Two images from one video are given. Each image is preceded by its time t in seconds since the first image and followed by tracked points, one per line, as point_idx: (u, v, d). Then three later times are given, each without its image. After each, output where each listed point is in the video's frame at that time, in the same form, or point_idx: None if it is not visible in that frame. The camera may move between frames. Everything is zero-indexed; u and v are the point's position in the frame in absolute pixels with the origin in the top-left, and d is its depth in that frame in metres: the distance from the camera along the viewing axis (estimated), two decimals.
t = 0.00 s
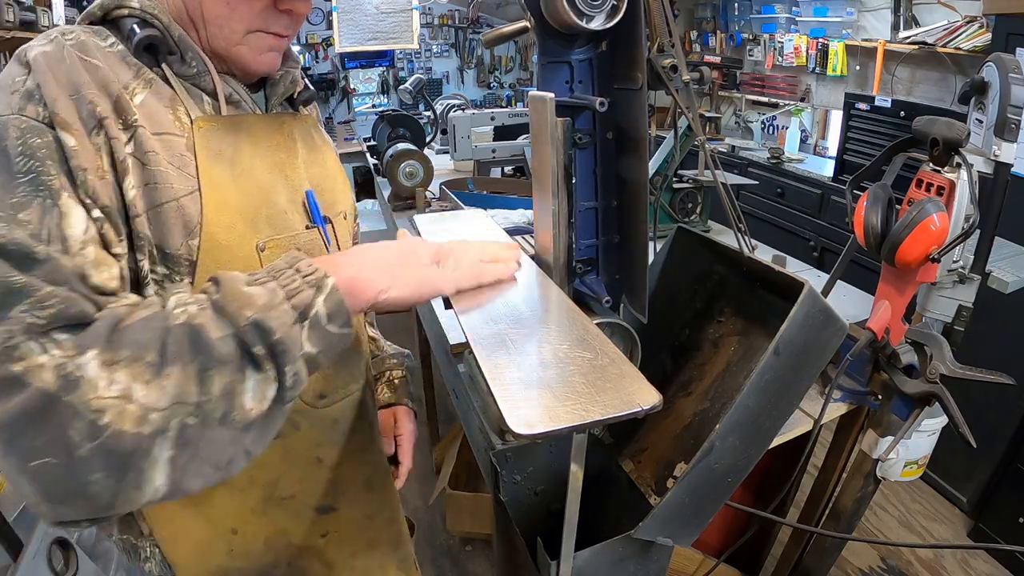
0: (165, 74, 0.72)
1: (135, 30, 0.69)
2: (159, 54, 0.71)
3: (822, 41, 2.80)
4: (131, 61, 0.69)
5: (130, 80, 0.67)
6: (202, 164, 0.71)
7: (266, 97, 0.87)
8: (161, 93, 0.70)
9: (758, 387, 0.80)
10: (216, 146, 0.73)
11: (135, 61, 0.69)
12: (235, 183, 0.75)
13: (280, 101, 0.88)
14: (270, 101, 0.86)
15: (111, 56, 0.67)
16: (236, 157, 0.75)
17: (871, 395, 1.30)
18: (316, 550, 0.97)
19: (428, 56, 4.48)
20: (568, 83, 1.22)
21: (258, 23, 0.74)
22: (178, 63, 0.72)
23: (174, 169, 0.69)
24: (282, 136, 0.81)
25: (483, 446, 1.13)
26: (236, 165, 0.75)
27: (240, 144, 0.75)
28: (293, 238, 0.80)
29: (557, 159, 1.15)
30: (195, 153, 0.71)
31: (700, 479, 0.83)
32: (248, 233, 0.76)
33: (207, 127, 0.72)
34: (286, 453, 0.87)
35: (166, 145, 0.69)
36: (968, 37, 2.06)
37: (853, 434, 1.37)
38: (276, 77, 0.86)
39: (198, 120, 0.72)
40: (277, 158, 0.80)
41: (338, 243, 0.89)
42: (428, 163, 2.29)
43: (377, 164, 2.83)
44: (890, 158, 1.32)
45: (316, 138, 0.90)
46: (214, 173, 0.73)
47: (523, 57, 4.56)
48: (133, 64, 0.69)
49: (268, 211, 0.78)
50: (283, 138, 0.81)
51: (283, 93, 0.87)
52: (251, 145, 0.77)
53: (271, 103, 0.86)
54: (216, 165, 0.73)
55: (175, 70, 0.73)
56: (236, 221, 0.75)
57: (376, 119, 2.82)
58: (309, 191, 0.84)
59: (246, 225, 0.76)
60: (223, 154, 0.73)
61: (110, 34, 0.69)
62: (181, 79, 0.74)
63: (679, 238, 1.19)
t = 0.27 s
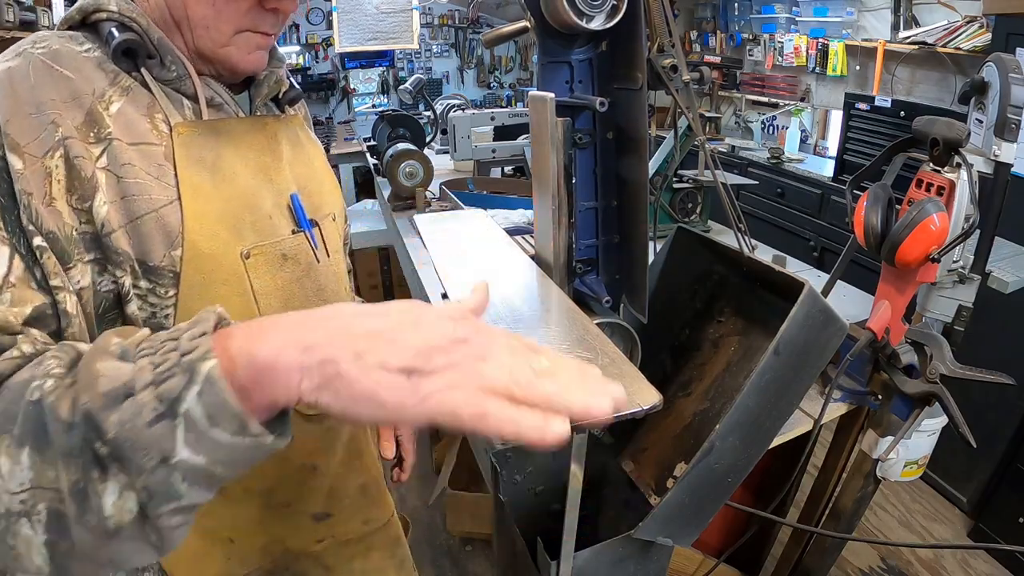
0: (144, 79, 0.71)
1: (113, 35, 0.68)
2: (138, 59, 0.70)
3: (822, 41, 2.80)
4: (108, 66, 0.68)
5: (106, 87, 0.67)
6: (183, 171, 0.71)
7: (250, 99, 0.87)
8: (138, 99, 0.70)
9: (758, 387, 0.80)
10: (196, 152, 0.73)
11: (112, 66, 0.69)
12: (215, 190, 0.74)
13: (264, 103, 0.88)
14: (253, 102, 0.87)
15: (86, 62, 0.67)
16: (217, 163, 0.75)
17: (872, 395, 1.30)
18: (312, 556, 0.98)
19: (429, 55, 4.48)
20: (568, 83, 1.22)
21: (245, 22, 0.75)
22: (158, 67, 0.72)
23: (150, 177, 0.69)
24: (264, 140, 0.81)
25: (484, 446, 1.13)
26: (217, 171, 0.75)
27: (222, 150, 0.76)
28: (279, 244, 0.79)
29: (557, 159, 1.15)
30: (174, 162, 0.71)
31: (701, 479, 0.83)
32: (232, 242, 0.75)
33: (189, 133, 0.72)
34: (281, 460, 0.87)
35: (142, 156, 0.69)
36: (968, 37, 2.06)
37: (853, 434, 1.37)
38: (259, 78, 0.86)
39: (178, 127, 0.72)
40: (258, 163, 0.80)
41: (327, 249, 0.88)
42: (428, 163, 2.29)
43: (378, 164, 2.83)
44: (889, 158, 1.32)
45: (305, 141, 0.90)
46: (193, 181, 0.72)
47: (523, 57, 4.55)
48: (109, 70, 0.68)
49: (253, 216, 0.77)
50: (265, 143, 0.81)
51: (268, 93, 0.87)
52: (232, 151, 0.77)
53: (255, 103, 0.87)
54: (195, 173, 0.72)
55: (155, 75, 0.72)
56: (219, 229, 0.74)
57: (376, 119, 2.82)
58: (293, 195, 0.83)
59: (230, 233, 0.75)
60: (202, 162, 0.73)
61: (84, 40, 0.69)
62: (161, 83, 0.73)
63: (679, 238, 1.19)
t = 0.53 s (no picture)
0: (131, 83, 0.70)
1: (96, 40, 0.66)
2: (124, 64, 0.69)
3: (822, 41, 2.80)
4: (93, 72, 0.67)
5: (98, 91, 0.66)
6: (180, 178, 0.70)
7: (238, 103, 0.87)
8: (129, 102, 0.68)
9: (758, 388, 0.80)
10: (192, 159, 0.71)
11: (97, 72, 0.67)
12: (214, 198, 0.73)
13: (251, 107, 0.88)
14: (241, 105, 0.86)
15: (71, 67, 0.65)
16: (213, 170, 0.73)
17: (872, 395, 1.30)
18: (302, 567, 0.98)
19: (429, 55, 4.48)
20: (568, 83, 1.22)
21: (226, 27, 0.74)
22: (144, 72, 0.70)
23: (151, 183, 0.67)
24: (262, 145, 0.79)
25: (483, 446, 1.13)
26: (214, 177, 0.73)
27: (217, 156, 0.74)
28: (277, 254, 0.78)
29: (557, 159, 1.15)
30: (172, 168, 0.69)
31: (701, 479, 0.83)
32: (227, 251, 0.73)
33: (182, 138, 0.70)
34: (269, 477, 0.87)
35: (140, 156, 0.67)
36: (968, 37, 2.06)
37: (853, 434, 1.37)
38: (246, 81, 0.86)
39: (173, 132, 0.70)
40: (256, 169, 0.78)
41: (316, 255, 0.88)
42: (428, 163, 2.29)
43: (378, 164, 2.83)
44: (889, 158, 1.32)
45: (288, 143, 0.90)
46: (191, 188, 0.70)
47: (523, 57, 4.55)
48: (94, 76, 0.66)
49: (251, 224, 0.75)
50: (258, 150, 0.78)
51: (255, 95, 0.87)
52: (228, 158, 0.75)
53: (243, 107, 0.86)
54: (193, 180, 0.71)
55: (141, 80, 0.71)
56: (214, 238, 0.72)
57: (376, 119, 2.82)
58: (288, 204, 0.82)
59: (225, 241, 0.72)
60: (199, 169, 0.72)
61: (65, 46, 0.66)
62: (147, 88, 0.72)
63: (679, 238, 1.19)
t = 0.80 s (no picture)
0: (131, 86, 0.70)
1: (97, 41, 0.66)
2: (124, 66, 0.69)
3: (822, 41, 2.80)
4: (93, 74, 0.67)
5: (96, 95, 0.66)
6: (180, 190, 0.70)
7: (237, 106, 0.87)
8: (127, 107, 0.69)
9: (758, 388, 0.80)
10: (193, 168, 0.71)
11: (97, 73, 0.67)
12: (215, 210, 0.74)
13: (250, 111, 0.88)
14: (240, 109, 0.87)
15: (70, 68, 0.65)
16: (215, 179, 0.74)
17: (872, 395, 1.30)
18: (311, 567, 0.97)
19: (429, 55, 4.47)
20: (568, 83, 1.22)
21: (224, 27, 0.73)
22: (143, 75, 0.71)
23: (151, 197, 0.68)
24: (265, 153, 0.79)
25: (484, 446, 1.13)
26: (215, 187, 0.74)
27: (219, 165, 0.74)
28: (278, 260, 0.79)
29: (557, 159, 1.15)
30: (173, 179, 0.70)
31: (700, 479, 0.83)
32: (232, 261, 0.75)
33: (182, 147, 0.70)
34: (280, 481, 0.88)
35: (139, 170, 0.68)
36: (968, 37, 2.06)
37: (853, 434, 1.37)
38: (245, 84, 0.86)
39: (172, 142, 0.70)
40: (257, 178, 0.79)
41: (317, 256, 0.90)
42: (428, 163, 2.29)
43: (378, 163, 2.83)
44: (889, 158, 1.32)
45: (286, 145, 0.91)
46: (192, 200, 0.71)
47: (523, 57, 4.55)
48: (93, 78, 0.67)
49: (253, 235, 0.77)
50: (258, 156, 0.78)
51: (254, 99, 0.87)
52: (229, 167, 0.75)
53: (241, 111, 0.87)
54: (194, 191, 0.72)
55: (141, 82, 0.71)
56: (218, 249, 0.74)
57: (376, 119, 2.82)
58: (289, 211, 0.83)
59: (228, 251, 0.74)
60: (200, 179, 0.72)
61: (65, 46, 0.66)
62: (147, 91, 0.72)
63: (679, 238, 1.19)
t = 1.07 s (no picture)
0: (125, 87, 0.70)
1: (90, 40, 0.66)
2: (118, 67, 0.69)
3: (822, 41, 2.80)
4: (86, 75, 0.67)
5: (85, 100, 0.66)
6: (172, 195, 0.71)
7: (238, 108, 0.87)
8: (118, 111, 0.68)
9: (758, 388, 0.80)
10: (186, 171, 0.72)
11: (90, 75, 0.67)
12: (209, 214, 0.74)
13: (252, 112, 0.88)
14: (241, 111, 0.86)
15: (62, 70, 0.65)
16: (208, 183, 0.74)
17: (872, 395, 1.30)
18: None
19: (429, 55, 4.47)
20: (568, 83, 1.22)
21: (218, 24, 0.72)
22: (138, 76, 0.70)
23: (139, 205, 0.69)
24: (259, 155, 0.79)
25: (483, 446, 1.13)
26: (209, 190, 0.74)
27: (213, 167, 0.74)
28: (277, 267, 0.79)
29: (558, 159, 1.15)
30: (164, 185, 0.71)
31: (700, 479, 0.83)
32: (228, 268, 0.76)
33: (175, 151, 0.71)
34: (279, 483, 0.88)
35: (127, 178, 0.68)
36: (968, 37, 2.06)
37: (853, 434, 1.37)
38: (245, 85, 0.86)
39: (166, 146, 0.70)
40: (251, 181, 0.79)
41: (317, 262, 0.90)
42: (428, 163, 2.29)
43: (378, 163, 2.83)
44: (889, 158, 1.32)
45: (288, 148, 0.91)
46: (185, 204, 0.72)
47: (523, 57, 4.55)
48: (87, 79, 0.67)
49: (248, 240, 0.78)
50: (258, 161, 0.79)
51: (255, 100, 0.87)
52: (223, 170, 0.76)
53: (242, 113, 0.86)
54: (187, 195, 0.72)
55: (136, 84, 0.71)
56: (214, 256, 0.75)
57: (376, 120, 2.82)
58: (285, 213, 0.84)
59: (225, 258, 0.75)
60: (193, 183, 0.73)
61: (60, 46, 0.67)
62: (142, 93, 0.71)
63: (679, 238, 1.19)
